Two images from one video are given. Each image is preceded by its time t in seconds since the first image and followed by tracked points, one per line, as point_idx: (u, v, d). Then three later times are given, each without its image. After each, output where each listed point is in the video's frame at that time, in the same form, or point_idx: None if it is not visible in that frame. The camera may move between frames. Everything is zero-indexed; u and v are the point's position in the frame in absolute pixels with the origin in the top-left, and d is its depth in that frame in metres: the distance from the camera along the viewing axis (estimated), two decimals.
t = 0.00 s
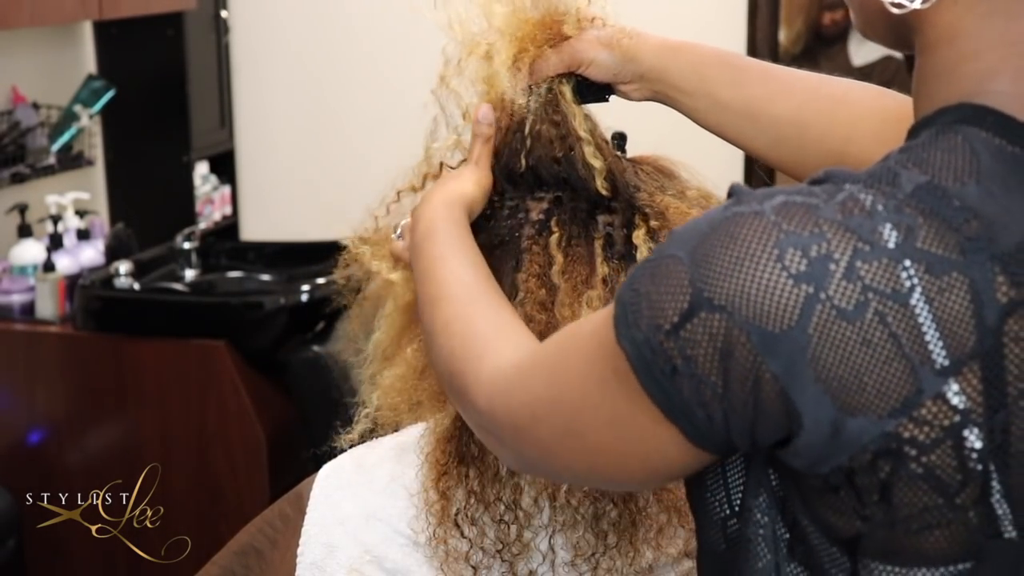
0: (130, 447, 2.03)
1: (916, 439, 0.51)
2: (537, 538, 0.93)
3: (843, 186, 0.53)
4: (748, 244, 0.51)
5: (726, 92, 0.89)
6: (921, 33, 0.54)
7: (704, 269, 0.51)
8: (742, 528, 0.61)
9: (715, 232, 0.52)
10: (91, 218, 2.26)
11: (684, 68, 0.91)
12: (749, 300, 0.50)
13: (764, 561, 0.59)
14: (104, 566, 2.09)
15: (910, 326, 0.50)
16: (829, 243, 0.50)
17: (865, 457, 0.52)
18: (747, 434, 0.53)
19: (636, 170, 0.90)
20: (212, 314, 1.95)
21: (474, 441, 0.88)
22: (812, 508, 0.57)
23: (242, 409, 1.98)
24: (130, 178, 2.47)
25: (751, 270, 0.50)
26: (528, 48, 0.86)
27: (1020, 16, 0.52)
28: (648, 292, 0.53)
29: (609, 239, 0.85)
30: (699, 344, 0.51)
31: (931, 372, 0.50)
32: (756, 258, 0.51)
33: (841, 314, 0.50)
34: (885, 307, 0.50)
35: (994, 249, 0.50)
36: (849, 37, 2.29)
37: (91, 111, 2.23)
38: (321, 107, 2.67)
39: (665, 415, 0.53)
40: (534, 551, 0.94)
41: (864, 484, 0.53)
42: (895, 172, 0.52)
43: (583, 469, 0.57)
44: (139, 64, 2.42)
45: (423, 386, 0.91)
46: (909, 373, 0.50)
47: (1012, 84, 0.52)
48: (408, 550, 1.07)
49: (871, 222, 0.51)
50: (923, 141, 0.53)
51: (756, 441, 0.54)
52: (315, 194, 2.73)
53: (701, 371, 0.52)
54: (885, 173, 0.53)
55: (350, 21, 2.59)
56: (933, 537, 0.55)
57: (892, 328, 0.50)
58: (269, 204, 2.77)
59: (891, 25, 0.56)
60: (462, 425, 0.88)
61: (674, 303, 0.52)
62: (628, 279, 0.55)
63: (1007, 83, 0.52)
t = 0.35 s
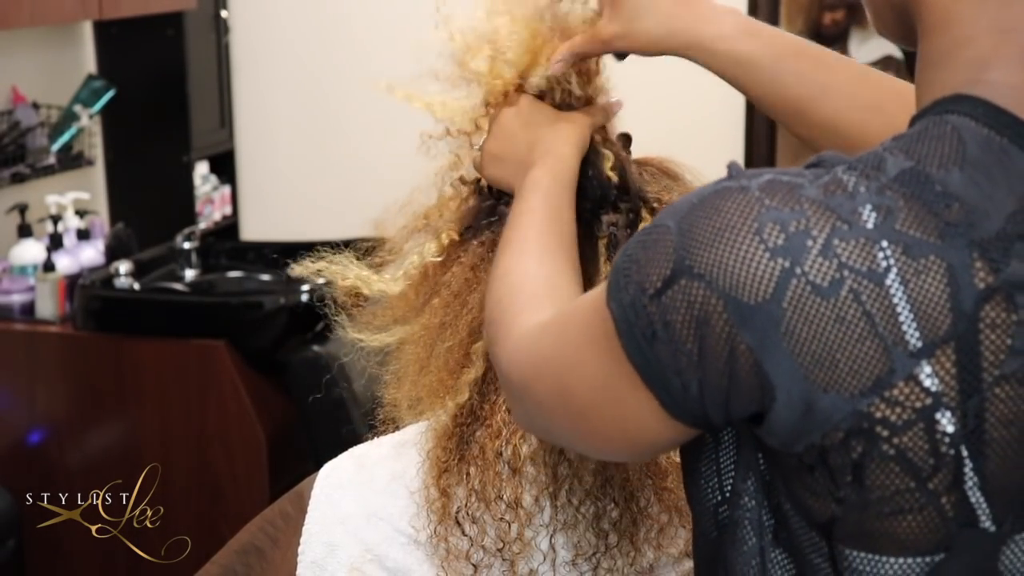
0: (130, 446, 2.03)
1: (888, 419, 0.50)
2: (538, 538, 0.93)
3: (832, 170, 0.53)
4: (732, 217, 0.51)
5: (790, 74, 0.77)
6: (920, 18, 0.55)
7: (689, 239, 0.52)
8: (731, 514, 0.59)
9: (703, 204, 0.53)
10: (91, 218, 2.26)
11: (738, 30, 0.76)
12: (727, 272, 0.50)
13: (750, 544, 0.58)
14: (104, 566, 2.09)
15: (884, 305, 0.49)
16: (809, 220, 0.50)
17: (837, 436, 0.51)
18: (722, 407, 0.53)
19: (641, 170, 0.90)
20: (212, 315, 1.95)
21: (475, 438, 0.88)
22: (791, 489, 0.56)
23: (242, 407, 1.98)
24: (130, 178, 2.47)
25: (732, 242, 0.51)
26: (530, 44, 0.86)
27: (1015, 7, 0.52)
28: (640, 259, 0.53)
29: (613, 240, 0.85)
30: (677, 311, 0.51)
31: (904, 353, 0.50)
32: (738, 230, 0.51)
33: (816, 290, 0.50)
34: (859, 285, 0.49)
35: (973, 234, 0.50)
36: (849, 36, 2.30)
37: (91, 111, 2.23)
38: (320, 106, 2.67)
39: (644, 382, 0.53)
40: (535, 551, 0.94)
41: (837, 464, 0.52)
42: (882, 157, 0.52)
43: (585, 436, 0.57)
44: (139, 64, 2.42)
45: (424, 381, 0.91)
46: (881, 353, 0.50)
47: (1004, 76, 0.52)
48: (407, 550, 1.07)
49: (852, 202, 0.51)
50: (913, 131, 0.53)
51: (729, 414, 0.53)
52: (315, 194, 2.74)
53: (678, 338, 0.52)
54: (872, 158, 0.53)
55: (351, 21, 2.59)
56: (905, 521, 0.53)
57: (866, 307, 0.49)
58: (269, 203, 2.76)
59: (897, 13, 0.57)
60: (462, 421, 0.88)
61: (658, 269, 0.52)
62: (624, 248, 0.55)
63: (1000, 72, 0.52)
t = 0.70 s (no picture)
0: (130, 446, 2.03)
1: (892, 398, 0.51)
2: (538, 535, 0.94)
3: (855, 149, 0.53)
4: (754, 187, 0.51)
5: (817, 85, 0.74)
6: (951, 14, 0.55)
7: (709, 206, 0.51)
8: (739, 492, 0.58)
9: (726, 173, 0.52)
10: (91, 218, 2.26)
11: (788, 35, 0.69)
12: (745, 241, 0.50)
13: (753, 522, 0.58)
14: (104, 565, 2.09)
15: (898, 284, 0.50)
16: (830, 195, 0.51)
17: (841, 411, 0.52)
18: (729, 376, 0.53)
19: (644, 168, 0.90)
20: (211, 314, 1.95)
21: (476, 437, 0.88)
22: (796, 468, 0.56)
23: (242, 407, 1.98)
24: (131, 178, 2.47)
25: (753, 212, 0.50)
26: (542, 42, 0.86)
27: None
28: (659, 223, 0.53)
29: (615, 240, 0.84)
30: (693, 276, 0.51)
31: (913, 333, 0.50)
32: (759, 200, 0.51)
33: (831, 265, 0.50)
34: (874, 262, 0.50)
35: (990, 220, 0.50)
36: (849, 37, 2.31)
37: (91, 110, 2.23)
38: (320, 107, 2.67)
39: (654, 345, 0.53)
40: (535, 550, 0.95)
41: (839, 441, 0.53)
42: (904, 140, 0.53)
43: (589, 398, 0.57)
44: (139, 64, 2.42)
45: (425, 376, 0.91)
46: (890, 330, 0.50)
47: None
48: (408, 549, 1.07)
49: (873, 180, 0.51)
50: (938, 118, 0.54)
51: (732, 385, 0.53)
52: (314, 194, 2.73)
53: (690, 302, 0.51)
54: (895, 140, 0.53)
55: (353, 21, 2.60)
56: (900, 504, 0.53)
57: (881, 285, 0.50)
58: (269, 202, 2.77)
59: (928, 14, 0.57)
60: (462, 418, 0.88)
61: (676, 233, 0.52)
62: (643, 214, 0.55)
63: None
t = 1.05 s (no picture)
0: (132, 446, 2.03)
1: (915, 395, 0.49)
2: (538, 535, 0.93)
3: (878, 149, 0.53)
4: (775, 186, 0.51)
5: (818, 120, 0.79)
6: (967, 13, 0.55)
7: (731, 205, 0.52)
8: (755, 492, 0.58)
9: (748, 173, 0.53)
10: (92, 219, 2.27)
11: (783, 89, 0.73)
12: (766, 238, 0.50)
13: (770, 522, 0.57)
14: (106, 565, 2.10)
15: (922, 281, 0.48)
16: (853, 193, 0.50)
17: (864, 409, 0.50)
18: (749, 374, 0.53)
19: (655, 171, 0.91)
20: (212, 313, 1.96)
21: (476, 435, 0.89)
22: (816, 465, 0.56)
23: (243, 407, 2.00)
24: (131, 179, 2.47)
25: (774, 211, 0.50)
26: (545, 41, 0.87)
27: None
28: (678, 221, 0.54)
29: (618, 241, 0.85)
30: (713, 273, 0.52)
31: (938, 330, 0.49)
32: (780, 199, 0.51)
33: (854, 262, 0.49)
34: (898, 260, 0.49)
35: (1014, 216, 0.49)
36: (848, 37, 2.31)
37: (92, 111, 2.23)
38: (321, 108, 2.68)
39: (674, 343, 0.54)
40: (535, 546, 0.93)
41: (861, 439, 0.51)
42: (927, 139, 0.52)
43: (600, 395, 0.58)
44: (140, 65, 2.43)
45: (426, 376, 0.92)
46: (913, 328, 0.49)
47: None
48: (408, 548, 1.08)
49: (896, 178, 0.50)
50: (960, 117, 0.53)
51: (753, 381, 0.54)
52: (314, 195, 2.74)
53: (711, 299, 0.52)
54: (918, 139, 0.53)
55: (353, 22, 2.60)
56: (920, 503, 0.52)
57: (904, 282, 0.49)
58: (271, 203, 2.78)
59: (945, 11, 0.58)
60: (461, 416, 0.89)
61: (698, 232, 0.52)
62: (662, 207, 0.56)
63: None
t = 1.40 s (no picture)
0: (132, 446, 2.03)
1: (912, 380, 0.50)
2: (538, 534, 0.93)
3: (883, 138, 0.53)
4: (780, 171, 0.52)
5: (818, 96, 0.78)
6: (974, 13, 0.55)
7: (736, 186, 0.52)
8: (760, 481, 0.59)
9: (755, 156, 0.53)
10: (92, 219, 2.27)
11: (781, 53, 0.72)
12: (768, 222, 0.51)
13: (775, 509, 0.57)
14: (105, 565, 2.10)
15: (921, 269, 0.49)
16: (856, 181, 0.50)
17: (862, 395, 0.50)
18: (745, 352, 0.54)
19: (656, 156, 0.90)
20: (212, 314, 1.95)
21: (478, 435, 0.89)
22: (816, 451, 0.56)
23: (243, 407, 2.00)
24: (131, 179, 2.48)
25: (779, 195, 0.51)
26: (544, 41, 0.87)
27: None
28: (685, 197, 0.54)
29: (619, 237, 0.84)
30: (715, 254, 0.52)
31: (935, 319, 0.49)
32: (784, 183, 0.51)
33: (854, 249, 0.49)
34: (899, 248, 0.49)
35: (1015, 208, 0.49)
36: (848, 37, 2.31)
37: (92, 111, 2.24)
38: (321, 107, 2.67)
39: (675, 316, 0.55)
40: (535, 547, 0.93)
41: (859, 424, 0.52)
42: (931, 131, 0.52)
43: (603, 357, 0.60)
44: (139, 65, 2.43)
45: (428, 376, 0.92)
46: (912, 315, 0.49)
47: None
48: (410, 547, 1.08)
49: (899, 167, 0.51)
50: (964, 110, 0.53)
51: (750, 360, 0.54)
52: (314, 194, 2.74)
53: (712, 278, 0.52)
54: (923, 131, 0.53)
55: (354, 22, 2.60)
56: (920, 490, 0.52)
57: (903, 270, 0.49)
58: (271, 205, 2.77)
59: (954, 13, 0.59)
60: (462, 415, 0.90)
61: (702, 211, 0.53)
62: (671, 183, 0.56)
63: None
